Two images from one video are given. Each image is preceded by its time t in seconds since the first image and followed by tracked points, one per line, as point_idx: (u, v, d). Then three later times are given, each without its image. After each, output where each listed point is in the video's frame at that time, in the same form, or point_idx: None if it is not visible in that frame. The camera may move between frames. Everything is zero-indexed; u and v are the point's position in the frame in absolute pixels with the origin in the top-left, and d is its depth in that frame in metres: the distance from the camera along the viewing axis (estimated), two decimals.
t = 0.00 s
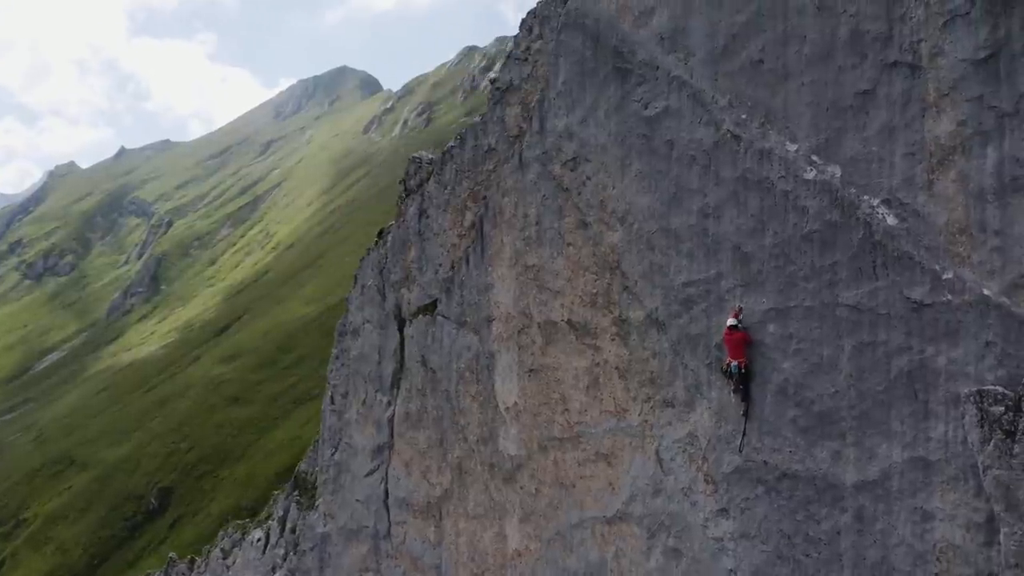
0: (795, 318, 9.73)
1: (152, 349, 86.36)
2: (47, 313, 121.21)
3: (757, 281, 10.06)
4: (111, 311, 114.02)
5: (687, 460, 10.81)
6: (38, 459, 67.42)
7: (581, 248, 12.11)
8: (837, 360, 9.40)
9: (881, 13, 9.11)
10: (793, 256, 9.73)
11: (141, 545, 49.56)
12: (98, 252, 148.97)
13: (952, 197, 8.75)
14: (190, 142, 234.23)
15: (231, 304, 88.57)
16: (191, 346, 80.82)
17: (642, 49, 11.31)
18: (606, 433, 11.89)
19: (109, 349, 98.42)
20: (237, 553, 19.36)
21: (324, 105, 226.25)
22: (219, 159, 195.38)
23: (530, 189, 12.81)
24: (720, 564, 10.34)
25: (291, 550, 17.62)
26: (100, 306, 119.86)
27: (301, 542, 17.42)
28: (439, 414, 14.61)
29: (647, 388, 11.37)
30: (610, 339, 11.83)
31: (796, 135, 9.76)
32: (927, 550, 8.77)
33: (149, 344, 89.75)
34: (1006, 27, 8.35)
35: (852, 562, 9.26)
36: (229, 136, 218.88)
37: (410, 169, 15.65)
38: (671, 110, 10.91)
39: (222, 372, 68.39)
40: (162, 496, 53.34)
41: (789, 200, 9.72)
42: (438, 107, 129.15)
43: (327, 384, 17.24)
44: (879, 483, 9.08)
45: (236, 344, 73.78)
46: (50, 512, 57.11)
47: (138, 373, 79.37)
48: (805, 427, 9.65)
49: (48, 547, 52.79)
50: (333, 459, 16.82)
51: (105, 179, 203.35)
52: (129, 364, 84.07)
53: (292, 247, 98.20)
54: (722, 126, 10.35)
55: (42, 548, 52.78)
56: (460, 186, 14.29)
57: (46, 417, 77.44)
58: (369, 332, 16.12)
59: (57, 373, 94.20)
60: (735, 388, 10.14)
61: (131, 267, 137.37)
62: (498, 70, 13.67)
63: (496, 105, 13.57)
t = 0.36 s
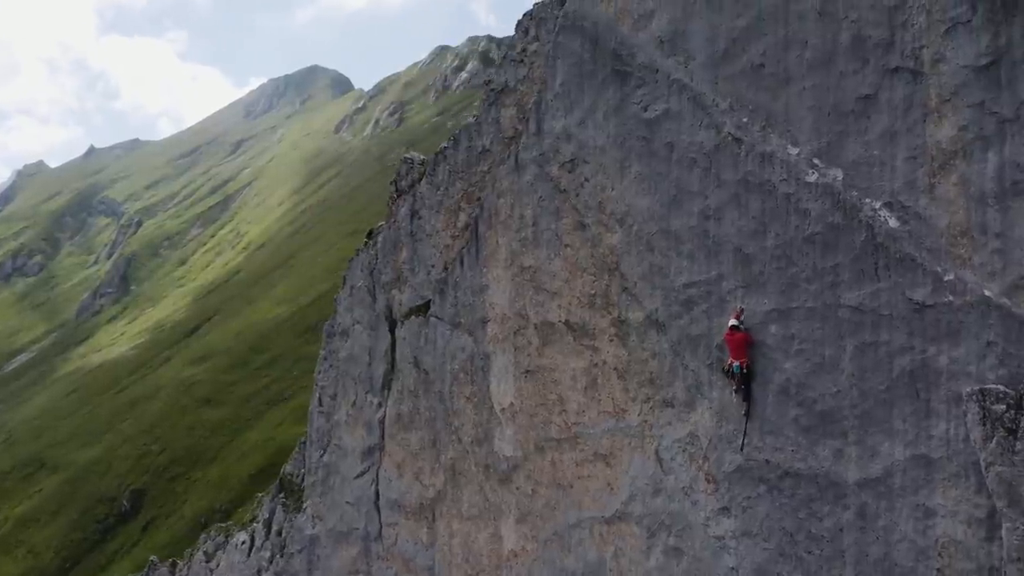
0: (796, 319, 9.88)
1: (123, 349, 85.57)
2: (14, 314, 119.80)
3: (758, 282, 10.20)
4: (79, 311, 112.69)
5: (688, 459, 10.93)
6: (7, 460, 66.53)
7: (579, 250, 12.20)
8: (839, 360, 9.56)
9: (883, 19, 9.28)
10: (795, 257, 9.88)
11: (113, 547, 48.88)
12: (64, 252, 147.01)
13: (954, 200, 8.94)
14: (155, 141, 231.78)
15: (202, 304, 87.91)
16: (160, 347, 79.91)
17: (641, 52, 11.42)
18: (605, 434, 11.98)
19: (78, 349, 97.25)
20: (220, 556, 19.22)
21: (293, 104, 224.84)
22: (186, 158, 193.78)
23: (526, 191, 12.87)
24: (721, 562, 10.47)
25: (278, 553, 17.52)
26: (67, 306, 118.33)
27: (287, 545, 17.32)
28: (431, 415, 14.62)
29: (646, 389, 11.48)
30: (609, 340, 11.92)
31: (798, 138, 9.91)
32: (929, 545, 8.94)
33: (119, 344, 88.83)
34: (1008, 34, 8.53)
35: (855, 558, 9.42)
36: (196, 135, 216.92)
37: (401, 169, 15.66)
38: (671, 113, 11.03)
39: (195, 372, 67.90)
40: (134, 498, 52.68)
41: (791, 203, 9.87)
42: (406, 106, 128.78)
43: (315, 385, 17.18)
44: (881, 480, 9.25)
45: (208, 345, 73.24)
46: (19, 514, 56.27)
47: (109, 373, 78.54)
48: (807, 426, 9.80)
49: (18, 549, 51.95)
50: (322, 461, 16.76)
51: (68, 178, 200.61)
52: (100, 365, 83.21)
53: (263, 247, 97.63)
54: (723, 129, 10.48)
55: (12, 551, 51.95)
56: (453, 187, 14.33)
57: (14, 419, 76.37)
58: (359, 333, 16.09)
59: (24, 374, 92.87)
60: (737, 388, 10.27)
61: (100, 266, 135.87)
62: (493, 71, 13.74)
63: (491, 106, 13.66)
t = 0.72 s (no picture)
0: (797, 320, 10.00)
1: (92, 350, 84.61)
2: None
3: (758, 284, 10.31)
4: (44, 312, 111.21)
5: (687, 460, 11.01)
6: None
7: (575, 251, 12.24)
8: (840, 361, 9.68)
9: (884, 25, 9.42)
10: (796, 259, 9.99)
11: (84, 550, 48.10)
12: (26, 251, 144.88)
13: (954, 204, 9.11)
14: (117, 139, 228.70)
15: (171, 305, 87.05)
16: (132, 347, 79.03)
17: (639, 55, 11.49)
18: (602, 435, 12.02)
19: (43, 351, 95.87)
20: (202, 560, 19.00)
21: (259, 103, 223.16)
22: (151, 157, 191.66)
23: (521, 192, 12.88)
24: (721, 561, 10.55)
25: (262, 557, 17.35)
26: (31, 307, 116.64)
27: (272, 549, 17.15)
28: (423, 417, 14.57)
29: (644, 390, 11.54)
30: (606, 341, 11.97)
31: (798, 142, 10.03)
32: (930, 542, 9.08)
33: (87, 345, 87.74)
34: (1008, 41, 8.72)
35: (856, 556, 9.55)
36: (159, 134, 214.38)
37: (391, 170, 15.60)
38: (669, 116, 11.11)
39: (166, 373, 67.22)
40: (104, 501, 51.92)
41: (791, 206, 9.98)
42: (377, 106, 128.31)
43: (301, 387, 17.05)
44: (882, 479, 9.38)
45: (178, 346, 72.52)
46: None
47: (77, 374, 77.51)
48: (807, 426, 9.92)
49: None
50: (308, 464, 16.63)
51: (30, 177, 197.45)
52: (69, 366, 82.26)
53: (233, 247, 96.90)
54: (723, 132, 10.57)
55: None
56: (445, 188, 14.31)
57: None
58: (347, 335, 16.00)
59: None
60: (737, 388, 10.37)
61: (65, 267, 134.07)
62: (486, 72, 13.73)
63: (484, 108, 13.67)
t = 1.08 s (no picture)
0: (796, 320, 10.13)
1: (57, 351, 83.38)
2: None
3: (757, 285, 10.43)
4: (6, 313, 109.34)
5: (685, 459, 11.11)
6: None
7: (570, 252, 12.29)
8: (839, 361, 9.82)
9: (882, 30, 9.57)
10: (794, 260, 10.11)
11: (55, 553, 47.31)
12: None
13: (952, 206, 9.27)
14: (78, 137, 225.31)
15: (138, 305, 86.02)
16: (99, 347, 77.93)
17: (635, 57, 11.57)
18: (598, 435, 12.08)
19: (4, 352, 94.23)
20: (183, 564, 18.80)
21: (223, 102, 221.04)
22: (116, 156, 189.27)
23: (515, 193, 12.92)
24: (720, 559, 10.67)
25: (246, 560, 17.21)
26: None
27: (256, 552, 17.01)
28: (413, 418, 14.54)
29: (640, 390, 11.63)
30: (602, 342, 12.03)
31: (796, 144, 10.17)
32: (929, 538, 9.24)
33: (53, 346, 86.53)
34: (1006, 47, 8.88)
35: (855, 553, 9.69)
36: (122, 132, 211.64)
37: (379, 170, 15.54)
38: (666, 117, 11.19)
39: (134, 374, 66.44)
40: (75, 504, 51.17)
41: (790, 208, 10.11)
42: (347, 105, 127.89)
43: (285, 389, 16.92)
44: (882, 476, 9.53)
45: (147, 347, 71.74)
46: None
47: (41, 375, 76.29)
48: (806, 425, 10.05)
49: None
50: (294, 466, 16.51)
51: None
52: (34, 367, 81.02)
53: (201, 246, 96.02)
54: (721, 134, 10.68)
55: None
56: (436, 188, 14.30)
57: None
58: (334, 336, 15.92)
59: None
60: (736, 387, 10.46)
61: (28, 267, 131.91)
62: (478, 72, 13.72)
63: (475, 108, 13.67)
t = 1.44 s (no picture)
0: (792, 320, 10.27)
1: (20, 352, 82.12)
2: None
3: (753, 285, 10.56)
4: None
5: (680, 458, 11.21)
6: None
7: (564, 253, 12.36)
8: (835, 360, 9.98)
9: (878, 35, 9.75)
10: (791, 261, 10.26)
11: (22, 556, 46.39)
12: None
13: (947, 208, 9.46)
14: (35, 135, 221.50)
15: (104, 305, 84.96)
16: (64, 347, 76.80)
17: (630, 59, 11.66)
18: (592, 435, 12.15)
19: None
20: (162, 568, 18.57)
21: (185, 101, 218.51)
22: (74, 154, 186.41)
23: (507, 194, 12.96)
24: (717, 556, 10.79)
25: (229, 563, 17.06)
26: None
27: (239, 555, 16.85)
28: (402, 419, 14.51)
29: (635, 390, 11.72)
30: (596, 342, 12.10)
31: (792, 147, 10.33)
32: (925, 533, 9.42)
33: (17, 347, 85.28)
34: (1001, 53, 9.07)
35: (852, 549, 9.84)
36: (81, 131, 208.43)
37: (366, 170, 15.47)
38: (661, 119, 11.30)
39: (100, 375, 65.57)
40: (41, 506, 50.18)
41: (787, 209, 10.25)
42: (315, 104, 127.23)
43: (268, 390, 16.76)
44: (878, 473, 9.69)
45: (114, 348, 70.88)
46: None
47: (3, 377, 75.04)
48: (803, 423, 10.20)
49: None
50: (278, 469, 16.37)
51: None
52: None
53: (166, 246, 95.03)
54: (717, 137, 10.80)
55: None
56: (425, 189, 14.30)
57: None
58: (320, 337, 15.83)
59: None
60: (733, 388, 10.59)
61: None
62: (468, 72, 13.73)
63: (466, 108, 13.69)
